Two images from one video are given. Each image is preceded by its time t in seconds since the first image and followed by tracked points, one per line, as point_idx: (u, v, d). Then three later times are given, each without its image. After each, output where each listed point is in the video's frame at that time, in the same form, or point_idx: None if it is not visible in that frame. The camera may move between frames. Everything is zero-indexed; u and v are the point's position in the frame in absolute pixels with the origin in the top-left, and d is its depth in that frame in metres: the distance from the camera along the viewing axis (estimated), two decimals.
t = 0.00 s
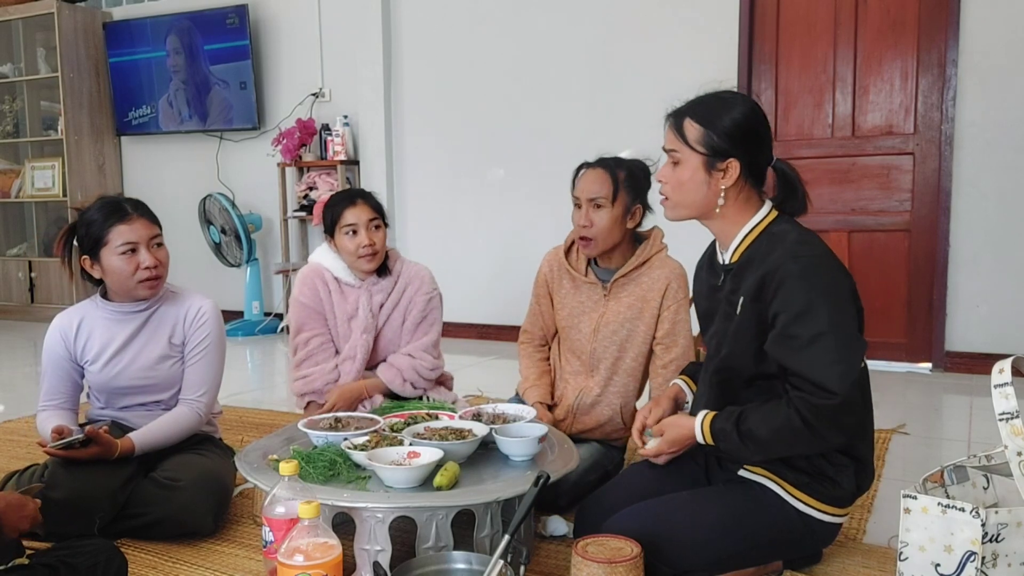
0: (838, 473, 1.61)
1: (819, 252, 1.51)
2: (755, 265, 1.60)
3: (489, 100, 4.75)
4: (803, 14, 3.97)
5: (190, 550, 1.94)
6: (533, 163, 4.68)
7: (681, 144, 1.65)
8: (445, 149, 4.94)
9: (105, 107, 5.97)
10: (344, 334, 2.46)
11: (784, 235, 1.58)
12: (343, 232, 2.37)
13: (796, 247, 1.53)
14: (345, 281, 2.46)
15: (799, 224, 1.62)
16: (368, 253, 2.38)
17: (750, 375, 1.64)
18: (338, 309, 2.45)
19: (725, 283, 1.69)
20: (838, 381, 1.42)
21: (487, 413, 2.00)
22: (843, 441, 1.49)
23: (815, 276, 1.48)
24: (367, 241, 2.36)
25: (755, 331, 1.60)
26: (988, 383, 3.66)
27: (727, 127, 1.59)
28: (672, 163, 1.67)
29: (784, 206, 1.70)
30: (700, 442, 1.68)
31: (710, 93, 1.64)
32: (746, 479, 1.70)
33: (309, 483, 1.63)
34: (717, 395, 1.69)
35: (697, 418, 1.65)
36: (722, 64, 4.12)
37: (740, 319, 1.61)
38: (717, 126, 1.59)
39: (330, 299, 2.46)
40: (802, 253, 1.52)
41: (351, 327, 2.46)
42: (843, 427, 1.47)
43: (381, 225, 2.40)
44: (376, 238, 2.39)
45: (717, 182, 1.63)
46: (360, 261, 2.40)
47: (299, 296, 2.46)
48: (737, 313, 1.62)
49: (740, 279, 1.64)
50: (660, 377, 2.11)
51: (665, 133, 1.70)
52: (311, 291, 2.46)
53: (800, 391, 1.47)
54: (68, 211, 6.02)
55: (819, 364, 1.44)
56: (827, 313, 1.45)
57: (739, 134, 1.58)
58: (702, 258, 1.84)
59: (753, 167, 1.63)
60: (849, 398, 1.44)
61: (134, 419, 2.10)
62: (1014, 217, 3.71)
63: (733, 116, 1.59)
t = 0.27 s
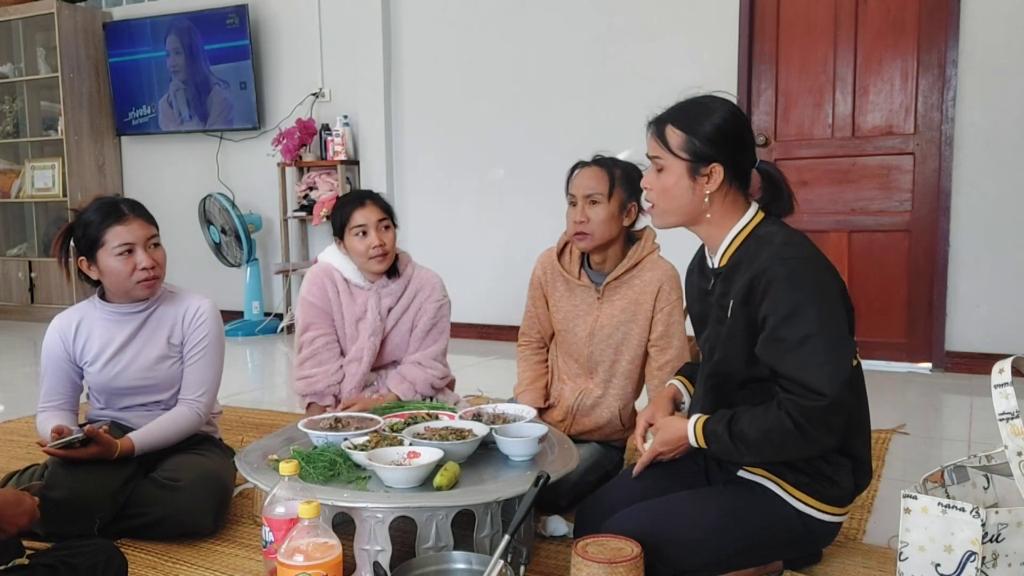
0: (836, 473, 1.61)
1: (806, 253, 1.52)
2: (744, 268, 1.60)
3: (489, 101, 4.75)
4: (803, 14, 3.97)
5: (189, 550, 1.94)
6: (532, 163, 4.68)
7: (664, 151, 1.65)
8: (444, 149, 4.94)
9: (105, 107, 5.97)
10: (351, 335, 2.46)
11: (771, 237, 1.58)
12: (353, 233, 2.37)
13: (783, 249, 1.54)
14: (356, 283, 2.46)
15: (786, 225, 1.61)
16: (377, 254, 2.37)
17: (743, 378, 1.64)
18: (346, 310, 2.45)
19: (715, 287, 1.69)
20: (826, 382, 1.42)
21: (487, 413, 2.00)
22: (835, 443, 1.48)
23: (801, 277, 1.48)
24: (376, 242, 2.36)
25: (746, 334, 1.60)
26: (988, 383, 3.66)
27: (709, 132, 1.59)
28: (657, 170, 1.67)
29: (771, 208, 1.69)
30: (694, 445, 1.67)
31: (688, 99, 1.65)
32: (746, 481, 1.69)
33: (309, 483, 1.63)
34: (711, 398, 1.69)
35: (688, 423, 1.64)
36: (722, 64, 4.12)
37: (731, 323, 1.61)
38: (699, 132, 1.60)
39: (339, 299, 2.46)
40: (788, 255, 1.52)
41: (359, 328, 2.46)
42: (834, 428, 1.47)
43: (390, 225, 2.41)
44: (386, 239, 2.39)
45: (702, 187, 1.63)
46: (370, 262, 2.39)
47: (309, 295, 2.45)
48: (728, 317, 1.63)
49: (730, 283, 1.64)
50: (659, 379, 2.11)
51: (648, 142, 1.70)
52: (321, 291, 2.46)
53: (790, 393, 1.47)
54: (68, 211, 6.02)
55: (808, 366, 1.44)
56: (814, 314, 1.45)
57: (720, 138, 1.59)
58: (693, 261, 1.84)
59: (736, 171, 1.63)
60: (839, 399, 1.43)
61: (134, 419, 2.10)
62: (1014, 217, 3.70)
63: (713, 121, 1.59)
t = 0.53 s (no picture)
0: (835, 472, 1.61)
1: (802, 253, 1.51)
2: (740, 270, 1.60)
3: (489, 101, 4.75)
4: (803, 14, 3.97)
5: (189, 550, 1.94)
6: (532, 163, 4.68)
7: (658, 153, 1.64)
8: (444, 150, 4.94)
9: (105, 107, 5.97)
10: (354, 335, 2.46)
11: (766, 238, 1.58)
12: (359, 233, 2.37)
13: (778, 250, 1.53)
14: (360, 283, 2.46)
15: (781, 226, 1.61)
16: (383, 254, 2.37)
17: (740, 379, 1.64)
18: (350, 311, 2.45)
19: (711, 289, 1.69)
20: (824, 381, 1.42)
21: (487, 413, 2.00)
22: (831, 443, 1.48)
23: (797, 277, 1.48)
24: (382, 243, 2.36)
25: (744, 335, 1.60)
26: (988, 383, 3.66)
27: (703, 134, 1.59)
28: (651, 173, 1.67)
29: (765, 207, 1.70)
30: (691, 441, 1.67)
31: (681, 100, 1.65)
32: (745, 480, 1.69)
33: (309, 483, 1.63)
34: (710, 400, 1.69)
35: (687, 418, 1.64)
36: (722, 64, 4.12)
37: (728, 324, 1.61)
38: (692, 133, 1.59)
39: (343, 300, 2.46)
40: (783, 255, 1.52)
41: (362, 329, 2.46)
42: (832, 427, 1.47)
43: (397, 226, 2.40)
44: (392, 239, 2.39)
45: (696, 189, 1.62)
46: (376, 263, 2.39)
47: (313, 295, 2.45)
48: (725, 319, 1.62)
49: (726, 284, 1.64)
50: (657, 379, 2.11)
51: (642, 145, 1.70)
52: (325, 291, 2.45)
53: (788, 394, 1.47)
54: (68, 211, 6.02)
55: (805, 365, 1.44)
56: (810, 313, 1.45)
57: (713, 139, 1.59)
58: (689, 263, 1.83)
59: (731, 171, 1.63)
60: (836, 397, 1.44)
61: (133, 419, 2.11)
62: (1014, 217, 3.70)
63: (706, 122, 1.59)
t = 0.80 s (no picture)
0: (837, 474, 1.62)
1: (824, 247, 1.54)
2: (760, 260, 1.61)
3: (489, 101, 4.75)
4: (803, 14, 3.97)
5: (189, 550, 1.94)
6: (532, 163, 4.68)
7: (679, 159, 1.60)
8: (445, 149, 4.93)
9: (105, 107, 5.97)
10: (354, 335, 2.46)
11: (786, 229, 1.59)
12: (359, 233, 2.37)
13: (799, 238, 1.55)
14: (360, 283, 2.46)
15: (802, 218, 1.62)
16: (383, 255, 2.37)
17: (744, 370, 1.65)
18: (350, 311, 2.45)
19: (728, 280, 1.69)
20: (793, 354, 1.47)
21: (487, 413, 2.00)
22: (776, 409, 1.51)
23: (812, 265, 1.51)
24: (382, 243, 2.36)
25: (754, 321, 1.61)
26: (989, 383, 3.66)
27: (726, 138, 1.56)
28: (673, 179, 1.63)
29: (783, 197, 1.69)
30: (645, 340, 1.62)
31: (697, 102, 1.60)
32: (748, 479, 1.68)
33: (309, 483, 1.63)
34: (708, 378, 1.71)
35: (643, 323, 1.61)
36: (723, 64, 4.12)
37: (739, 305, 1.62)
38: (715, 138, 1.56)
39: (343, 300, 2.46)
40: (805, 245, 1.53)
41: (362, 329, 2.46)
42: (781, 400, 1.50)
43: (397, 226, 2.40)
44: (392, 240, 2.39)
45: (724, 193, 1.61)
46: (375, 263, 2.39)
47: (312, 295, 2.45)
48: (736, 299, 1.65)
49: (744, 276, 1.64)
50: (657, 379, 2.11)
51: (657, 148, 1.65)
52: (324, 291, 2.45)
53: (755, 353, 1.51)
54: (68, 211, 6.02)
55: (786, 334, 1.48)
56: (812, 298, 1.48)
57: (738, 142, 1.57)
58: (706, 252, 1.82)
59: (754, 170, 1.61)
60: (799, 368, 1.48)
61: (133, 419, 2.11)
62: (1014, 217, 3.70)
63: (723, 124, 1.56)
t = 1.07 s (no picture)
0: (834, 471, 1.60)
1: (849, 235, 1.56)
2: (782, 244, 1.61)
3: (489, 100, 4.75)
4: (804, 14, 3.97)
5: (190, 550, 1.94)
6: (532, 163, 4.68)
7: (724, 152, 1.59)
8: (445, 149, 4.93)
9: (105, 107, 5.96)
10: (352, 334, 2.46)
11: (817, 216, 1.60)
12: (357, 233, 2.38)
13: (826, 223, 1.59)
14: (358, 282, 2.46)
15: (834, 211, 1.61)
16: (380, 255, 2.38)
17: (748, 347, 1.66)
18: (347, 310, 2.45)
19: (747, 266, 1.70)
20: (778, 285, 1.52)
21: (487, 413, 2.00)
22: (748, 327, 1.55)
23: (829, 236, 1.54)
24: (379, 243, 2.37)
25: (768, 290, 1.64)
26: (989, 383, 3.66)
27: (772, 132, 1.55)
28: (716, 172, 1.62)
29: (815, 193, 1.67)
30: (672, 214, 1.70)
31: (742, 96, 1.59)
32: (747, 479, 1.68)
33: (309, 483, 1.63)
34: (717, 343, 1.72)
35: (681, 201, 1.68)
36: (723, 64, 4.12)
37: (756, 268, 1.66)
38: (762, 132, 1.55)
39: (341, 300, 2.46)
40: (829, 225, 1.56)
41: (359, 328, 2.46)
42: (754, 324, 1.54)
43: (395, 227, 2.40)
44: (389, 241, 2.39)
45: (768, 188, 1.60)
46: (372, 263, 2.40)
47: (309, 296, 2.45)
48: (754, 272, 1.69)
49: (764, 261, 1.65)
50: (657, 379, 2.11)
51: (699, 140, 1.64)
52: (322, 291, 2.45)
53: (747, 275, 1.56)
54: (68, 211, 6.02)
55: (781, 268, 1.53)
56: (819, 256, 1.52)
57: (783, 138, 1.56)
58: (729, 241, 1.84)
59: (797, 165, 1.61)
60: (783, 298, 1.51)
61: (134, 419, 2.11)
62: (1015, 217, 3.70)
63: (768, 118, 1.55)
